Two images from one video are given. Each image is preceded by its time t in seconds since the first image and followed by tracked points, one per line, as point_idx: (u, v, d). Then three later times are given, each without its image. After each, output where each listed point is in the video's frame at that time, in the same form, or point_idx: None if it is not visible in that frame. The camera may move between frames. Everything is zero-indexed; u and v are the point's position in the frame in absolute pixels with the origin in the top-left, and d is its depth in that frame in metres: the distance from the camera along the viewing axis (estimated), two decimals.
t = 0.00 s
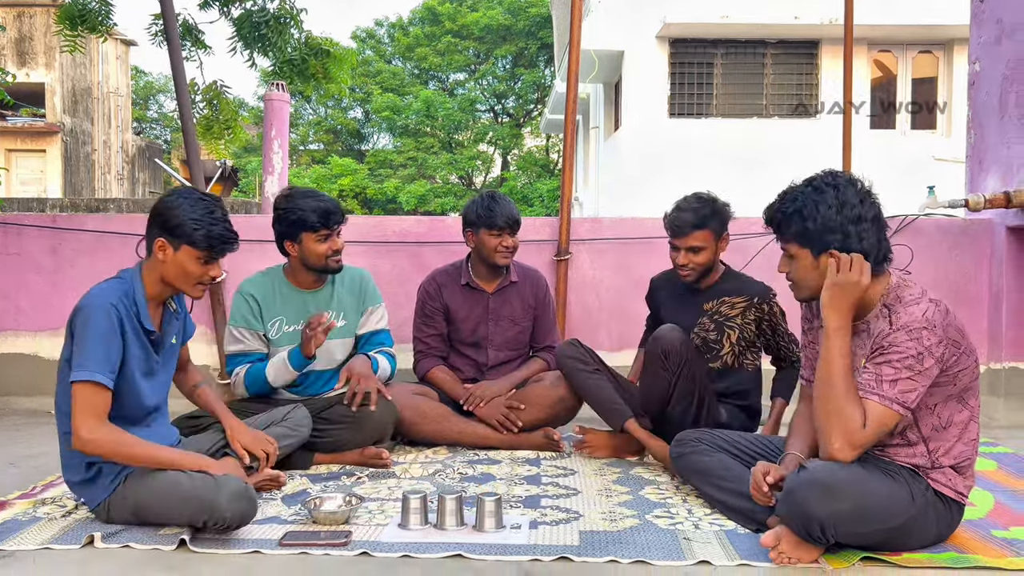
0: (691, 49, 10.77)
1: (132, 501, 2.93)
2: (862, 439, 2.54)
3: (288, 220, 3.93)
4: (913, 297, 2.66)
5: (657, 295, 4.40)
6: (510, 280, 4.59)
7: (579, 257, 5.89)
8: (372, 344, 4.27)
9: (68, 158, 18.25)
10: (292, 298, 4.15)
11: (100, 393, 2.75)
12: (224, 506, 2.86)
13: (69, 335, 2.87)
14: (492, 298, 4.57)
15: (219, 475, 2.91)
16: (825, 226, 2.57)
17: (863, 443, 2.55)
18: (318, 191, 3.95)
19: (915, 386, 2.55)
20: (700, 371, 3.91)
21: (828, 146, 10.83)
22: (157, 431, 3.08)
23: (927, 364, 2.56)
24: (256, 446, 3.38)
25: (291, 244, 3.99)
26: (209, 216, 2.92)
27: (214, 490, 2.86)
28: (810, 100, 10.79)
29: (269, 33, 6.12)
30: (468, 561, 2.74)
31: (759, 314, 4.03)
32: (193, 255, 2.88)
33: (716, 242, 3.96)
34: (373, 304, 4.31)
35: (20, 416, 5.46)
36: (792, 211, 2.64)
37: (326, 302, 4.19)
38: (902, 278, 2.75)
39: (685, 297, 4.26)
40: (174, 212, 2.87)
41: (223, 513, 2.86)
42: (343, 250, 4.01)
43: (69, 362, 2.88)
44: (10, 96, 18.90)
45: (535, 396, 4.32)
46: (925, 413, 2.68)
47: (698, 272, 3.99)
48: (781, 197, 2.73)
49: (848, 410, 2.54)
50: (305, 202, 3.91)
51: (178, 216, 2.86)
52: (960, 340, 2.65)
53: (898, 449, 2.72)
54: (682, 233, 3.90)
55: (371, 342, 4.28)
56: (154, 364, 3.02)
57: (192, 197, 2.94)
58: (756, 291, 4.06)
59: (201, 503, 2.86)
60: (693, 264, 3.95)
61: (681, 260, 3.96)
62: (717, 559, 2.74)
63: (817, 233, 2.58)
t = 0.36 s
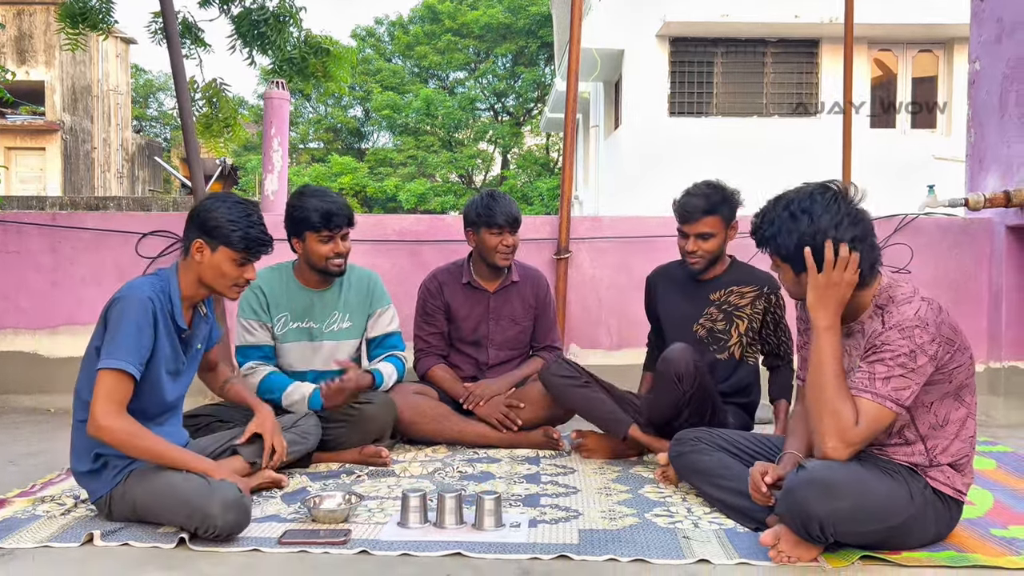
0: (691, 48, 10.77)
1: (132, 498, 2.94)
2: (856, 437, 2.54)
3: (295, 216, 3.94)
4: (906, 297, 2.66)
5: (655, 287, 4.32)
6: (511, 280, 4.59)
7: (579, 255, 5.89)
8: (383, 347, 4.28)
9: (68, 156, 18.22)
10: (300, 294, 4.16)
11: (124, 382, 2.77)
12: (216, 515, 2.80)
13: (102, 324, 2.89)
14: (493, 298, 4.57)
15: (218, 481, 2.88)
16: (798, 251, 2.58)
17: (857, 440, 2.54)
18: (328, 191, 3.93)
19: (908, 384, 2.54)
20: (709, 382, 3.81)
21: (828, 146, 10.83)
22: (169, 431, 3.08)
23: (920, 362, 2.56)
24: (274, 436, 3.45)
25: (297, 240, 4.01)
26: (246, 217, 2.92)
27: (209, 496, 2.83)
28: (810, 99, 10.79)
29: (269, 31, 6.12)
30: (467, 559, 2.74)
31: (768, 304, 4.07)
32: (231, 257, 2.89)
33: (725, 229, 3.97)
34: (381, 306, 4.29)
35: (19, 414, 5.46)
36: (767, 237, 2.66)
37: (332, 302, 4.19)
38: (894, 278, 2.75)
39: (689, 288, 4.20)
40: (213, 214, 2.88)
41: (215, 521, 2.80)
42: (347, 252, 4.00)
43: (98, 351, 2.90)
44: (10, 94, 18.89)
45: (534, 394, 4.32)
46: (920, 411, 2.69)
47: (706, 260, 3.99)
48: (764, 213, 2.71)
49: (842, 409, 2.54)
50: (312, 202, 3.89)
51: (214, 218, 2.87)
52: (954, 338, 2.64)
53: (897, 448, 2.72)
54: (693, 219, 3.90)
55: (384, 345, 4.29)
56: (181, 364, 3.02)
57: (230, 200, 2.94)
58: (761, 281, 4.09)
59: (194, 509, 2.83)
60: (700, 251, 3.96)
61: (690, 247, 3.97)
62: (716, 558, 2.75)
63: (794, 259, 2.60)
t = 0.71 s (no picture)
0: (691, 47, 10.77)
1: (132, 498, 2.93)
2: (855, 438, 2.55)
3: (295, 216, 3.94)
4: (908, 299, 2.66)
5: (639, 288, 4.33)
6: (513, 280, 4.58)
7: (579, 254, 5.89)
8: (382, 348, 4.32)
9: (67, 155, 18.21)
10: (297, 295, 4.15)
11: (125, 385, 2.75)
12: (217, 512, 2.80)
13: (100, 326, 2.88)
14: (494, 297, 4.56)
15: (219, 480, 2.89)
16: (790, 280, 2.59)
17: (856, 441, 2.55)
18: (330, 192, 3.91)
19: (909, 386, 2.54)
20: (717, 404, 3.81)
21: (828, 145, 10.84)
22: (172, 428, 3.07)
23: (922, 364, 2.56)
24: (293, 438, 3.52)
25: (295, 240, 4.02)
26: (242, 215, 2.92)
27: (210, 495, 2.83)
28: (810, 98, 10.79)
29: (269, 30, 6.11)
30: (467, 558, 2.74)
31: (748, 295, 4.07)
32: (228, 257, 2.88)
33: (699, 225, 3.97)
34: (380, 308, 4.30)
35: (19, 413, 5.46)
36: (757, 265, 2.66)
37: (330, 303, 4.19)
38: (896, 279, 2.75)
39: (670, 287, 4.21)
40: (209, 213, 2.87)
41: (215, 519, 2.80)
42: (344, 255, 3.99)
43: (96, 354, 2.88)
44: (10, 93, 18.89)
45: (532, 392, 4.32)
46: (921, 412, 2.69)
47: (682, 257, 3.98)
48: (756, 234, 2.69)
49: (841, 410, 2.54)
50: (311, 202, 3.88)
51: (210, 218, 2.86)
52: (956, 340, 2.64)
53: (897, 447, 2.73)
54: (666, 215, 3.91)
55: (381, 346, 4.32)
56: (182, 365, 3.03)
57: (223, 199, 2.93)
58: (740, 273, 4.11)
59: (196, 506, 2.83)
60: (677, 247, 3.95)
61: (665, 243, 3.96)
62: (716, 556, 2.75)
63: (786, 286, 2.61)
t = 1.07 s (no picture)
0: (691, 46, 10.76)
1: (133, 500, 2.94)
2: (856, 438, 2.55)
3: (281, 213, 3.96)
4: (909, 299, 2.66)
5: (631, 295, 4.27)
6: (513, 281, 4.57)
7: (580, 253, 5.89)
8: (383, 348, 4.32)
9: (68, 154, 18.18)
10: (292, 297, 4.15)
11: (121, 395, 2.73)
12: (221, 515, 2.81)
13: (90, 336, 2.84)
14: (493, 299, 4.55)
15: (223, 482, 2.89)
16: (800, 278, 2.55)
17: (855, 441, 2.55)
18: (317, 190, 3.92)
19: (909, 386, 2.54)
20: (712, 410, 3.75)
21: (828, 144, 10.83)
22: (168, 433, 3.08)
23: (922, 364, 2.56)
24: (294, 434, 3.55)
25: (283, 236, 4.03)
26: (225, 205, 2.93)
27: (213, 497, 2.83)
28: (811, 98, 10.78)
29: (269, 29, 6.11)
30: (467, 557, 2.74)
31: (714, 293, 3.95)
32: (222, 251, 2.90)
33: (676, 231, 3.90)
34: (379, 309, 4.29)
35: (19, 411, 5.46)
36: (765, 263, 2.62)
37: (326, 304, 4.19)
38: (897, 279, 2.75)
39: (655, 291, 4.12)
40: (194, 210, 2.87)
41: (220, 521, 2.81)
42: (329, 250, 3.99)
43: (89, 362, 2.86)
44: (10, 92, 18.88)
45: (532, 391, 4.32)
46: (922, 412, 2.69)
47: (658, 262, 3.94)
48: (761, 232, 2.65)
49: (840, 410, 2.55)
50: (294, 199, 3.90)
51: (197, 215, 2.86)
52: (957, 340, 2.64)
53: (897, 447, 2.73)
54: (641, 221, 3.86)
55: (383, 346, 4.32)
56: (176, 367, 3.02)
57: (206, 195, 2.93)
58: (712, 271, 4.00)
59: (199, 509, 2.83)
60: (651, 253, 3.89)
61: (641, 250, 3.91)
62: (716, 555, 2.75)
63: (795, 284, 2.58)
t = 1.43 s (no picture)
0: (691, 46, 10.76)
1: (133, 500, 2.94)
2: (855, 436, 2.55)
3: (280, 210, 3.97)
4: (906, 296, 2.66)
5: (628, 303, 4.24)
6: (513, 284, 4.56)
7: (580, 253, 5.89)
8: (383, 349, 4.32)
9: (68, 154, 18.20)
10: (291, 297, 4.15)
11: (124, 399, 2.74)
12: (220, 514, 2.81)
13: (92, 339, 2.85)
14: (493, 301, 4.55)
15: (222, 482, 2.90)
16: (808, 255, 2.55)
17: (855, 439, 2.55)
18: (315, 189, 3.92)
19: (909, 383, 2.54)
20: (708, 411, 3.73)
21: (829, 144, 10.83)
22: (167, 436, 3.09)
23: (921, 361, 2.56)
24: (297, 436, 3.56)
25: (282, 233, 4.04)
26: (227, 208, 2.93)
27: (213, 496, 2.84)
28: (811, 98, 10.78)
29: (269, 29, 6.10)
30: (468, 557, 2.75)
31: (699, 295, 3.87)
32: (224, 253, 2.90)
33: (674, 238, 3.87)
34: (380, 309, 4.28)
35: (20, 412, 5.46)
36: (772, 241, 2.62)
37: (326, 304, 4.19)
38: (894, 277, 2.75)
39: (654, 296, 4.09)
40: (196, 213, 2.87)
41: (218, 521, 2.81)
42: (324, 250, 3.98)
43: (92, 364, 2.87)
44: (10, 92, 18.89)
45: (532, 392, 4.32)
46: (921, 410, 2.69)
47: (655, 268, 3.90)
48: (770, 210, 2.66)
49: (839, 409, 2.55)
50: (292, 198, 3.91)
51: (199, 217, 2.87)
52: (954, 337, 2.64)
53: (897, 447, 2.72)
54: (638, 229, 3.82)
55: (383, 347, 4.33)
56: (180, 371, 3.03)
57: (208, 199, 2.93)
58: (702, 275, 3.94)
59: (198, 508, 2.83)
60: (648, 259, 3.86)
61: (638, 257, 3.88)
62: (717, 555, 2.75)
63: (801, 263, 2.57)
